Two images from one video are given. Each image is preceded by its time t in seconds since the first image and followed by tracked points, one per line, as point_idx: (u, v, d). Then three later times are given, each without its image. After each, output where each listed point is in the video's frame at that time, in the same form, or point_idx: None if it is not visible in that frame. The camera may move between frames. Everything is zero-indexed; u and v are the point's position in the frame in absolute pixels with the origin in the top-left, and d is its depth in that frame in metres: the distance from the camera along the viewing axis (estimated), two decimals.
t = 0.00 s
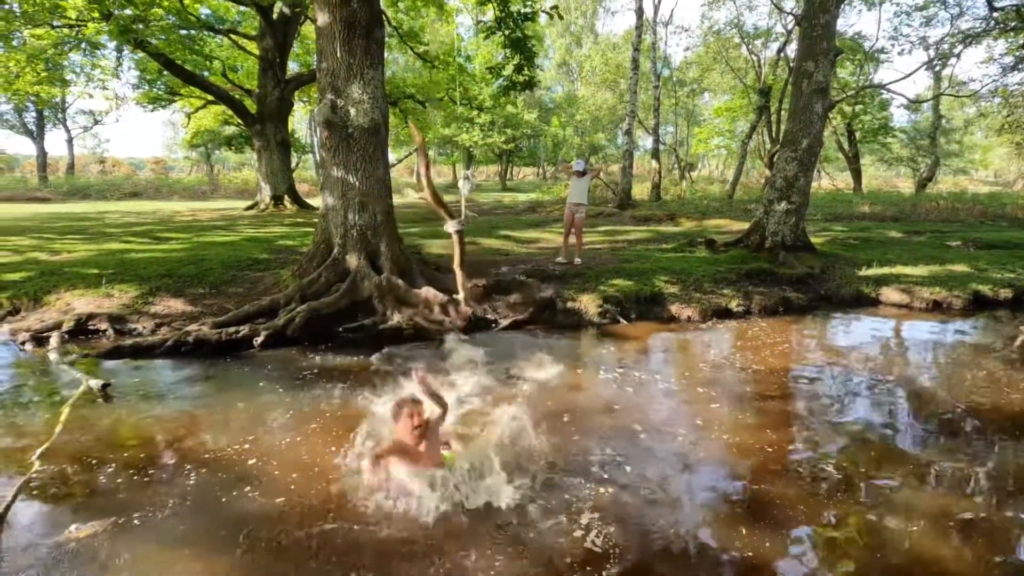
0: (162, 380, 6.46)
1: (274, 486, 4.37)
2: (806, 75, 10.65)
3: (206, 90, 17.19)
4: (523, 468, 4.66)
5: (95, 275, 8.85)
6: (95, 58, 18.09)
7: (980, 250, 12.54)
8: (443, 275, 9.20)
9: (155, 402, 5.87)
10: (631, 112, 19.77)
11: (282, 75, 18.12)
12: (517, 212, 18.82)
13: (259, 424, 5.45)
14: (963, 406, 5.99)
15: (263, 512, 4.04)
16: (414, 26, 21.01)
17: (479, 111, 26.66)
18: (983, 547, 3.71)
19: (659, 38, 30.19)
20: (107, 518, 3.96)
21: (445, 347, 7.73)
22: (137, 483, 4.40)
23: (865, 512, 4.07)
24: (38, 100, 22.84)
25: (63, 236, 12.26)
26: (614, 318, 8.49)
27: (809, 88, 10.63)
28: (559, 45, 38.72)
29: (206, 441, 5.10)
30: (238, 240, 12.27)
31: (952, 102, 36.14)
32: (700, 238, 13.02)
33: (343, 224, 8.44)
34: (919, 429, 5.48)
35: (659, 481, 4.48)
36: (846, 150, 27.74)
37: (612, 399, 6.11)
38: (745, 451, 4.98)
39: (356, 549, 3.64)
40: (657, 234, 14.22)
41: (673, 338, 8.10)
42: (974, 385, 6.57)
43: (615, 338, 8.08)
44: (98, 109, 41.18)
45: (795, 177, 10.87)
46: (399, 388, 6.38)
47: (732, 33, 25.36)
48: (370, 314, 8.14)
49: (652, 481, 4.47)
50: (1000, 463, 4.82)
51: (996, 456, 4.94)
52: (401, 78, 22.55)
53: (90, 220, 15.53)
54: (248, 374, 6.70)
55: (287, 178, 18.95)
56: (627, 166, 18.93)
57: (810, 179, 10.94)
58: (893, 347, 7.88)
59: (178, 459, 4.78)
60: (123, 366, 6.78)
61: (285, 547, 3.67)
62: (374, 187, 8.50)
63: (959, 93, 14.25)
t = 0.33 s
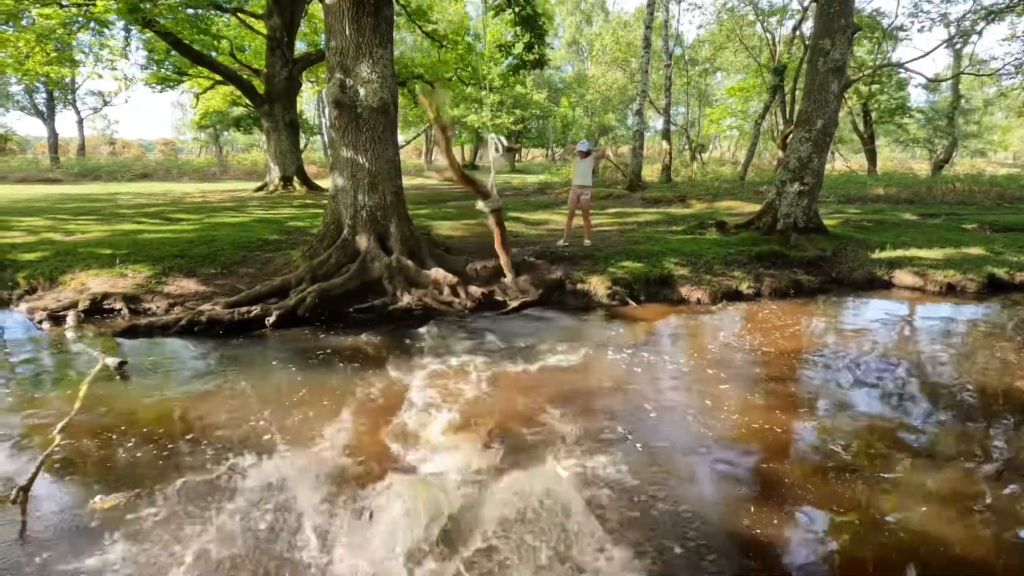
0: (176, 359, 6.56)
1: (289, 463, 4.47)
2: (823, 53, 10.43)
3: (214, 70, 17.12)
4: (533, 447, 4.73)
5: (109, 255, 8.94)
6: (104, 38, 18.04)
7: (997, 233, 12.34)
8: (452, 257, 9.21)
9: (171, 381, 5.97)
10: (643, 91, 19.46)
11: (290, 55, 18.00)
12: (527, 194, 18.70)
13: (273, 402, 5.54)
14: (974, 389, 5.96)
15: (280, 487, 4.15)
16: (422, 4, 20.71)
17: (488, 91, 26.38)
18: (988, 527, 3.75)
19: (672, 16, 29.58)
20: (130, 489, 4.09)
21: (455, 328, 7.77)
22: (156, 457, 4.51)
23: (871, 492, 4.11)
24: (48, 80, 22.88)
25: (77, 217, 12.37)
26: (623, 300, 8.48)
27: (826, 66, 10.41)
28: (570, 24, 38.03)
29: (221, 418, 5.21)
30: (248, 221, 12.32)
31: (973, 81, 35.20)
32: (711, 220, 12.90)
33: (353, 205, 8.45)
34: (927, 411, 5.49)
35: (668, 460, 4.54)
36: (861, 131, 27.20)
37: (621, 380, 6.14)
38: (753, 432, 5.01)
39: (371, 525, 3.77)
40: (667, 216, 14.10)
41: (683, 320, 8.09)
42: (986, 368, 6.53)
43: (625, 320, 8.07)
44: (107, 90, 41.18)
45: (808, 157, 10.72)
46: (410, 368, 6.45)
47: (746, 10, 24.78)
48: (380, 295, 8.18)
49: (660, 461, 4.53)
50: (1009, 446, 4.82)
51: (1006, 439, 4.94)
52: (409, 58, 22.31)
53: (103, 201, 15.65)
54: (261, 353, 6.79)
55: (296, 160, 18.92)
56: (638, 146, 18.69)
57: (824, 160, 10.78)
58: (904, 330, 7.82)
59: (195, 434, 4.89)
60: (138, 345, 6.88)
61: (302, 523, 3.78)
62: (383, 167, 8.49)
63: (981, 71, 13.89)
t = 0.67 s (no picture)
0: (190, 337, 6.65)
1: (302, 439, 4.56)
2: (842, 28, 10.16)
3: (222, 46, 16.99)
4: (541, 425, 4.80)
5: (122, 233, 9.01)
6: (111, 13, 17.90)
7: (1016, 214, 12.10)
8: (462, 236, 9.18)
9: (186, 358, 6.07)
10: (655, 67, 19.07)
11: (297, 31, 17.78)
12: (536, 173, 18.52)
13: (286, 379, 5.63)
14: (985, 372, 5.93)
15: (296, 462, 4.27)
16: None
17: (497, 67, 25.98)
18: (997, 511, 3.74)
19: None
20: (147, 463, 4.22)
21: (465, 307, 7.79)
22: (174, 432, 4.63)
23: (879, 474, 4.12)
24: (57, 57, 22.82)
25: (89, 195, 12.44)
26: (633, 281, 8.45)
27: (844, 41, 10.15)
28: None
29: (234, 395, 5.31)
30: (258, 200, 12.34)
31: (997, 56, 34.09)
32: (722, 200, 12.75)
33: (362, 184, 8.42)
34: (938, 394, 5.45)
35: (675, 439, 4.60)
36: (879, 108, 26.56)
37: (630, 360, 6.16)
38: (763, 412, 5.04)
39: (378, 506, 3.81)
40: (678, 196, 13.94)
41: (692, 302, 8.05)
42: (998, 351, 6.48)
43: (634, 300, 8.04)
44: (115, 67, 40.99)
45: (824, 136, 10.52)
46: (420, 347, 6.50)
47: None
48: (389, 274, 8.19)
49: (668, 440, 4.57)
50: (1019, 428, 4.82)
51: (1015, 421, 4.94)
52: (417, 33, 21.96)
53: (114, 179, 15.75)
54: (273, 332, 6.86)
55: (305, 138, 18.84)
56: (649, 124, 18.38)
57: (841, 139, 10.58)
58: (917, 313, 7.73)
59: (211, 410, 5.00)
60: (152, 323, 6.98)
61: (315, 498, 3.87)
62: (393, 146, 8.45)
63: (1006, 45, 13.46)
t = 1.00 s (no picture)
0: (201, 310, 6.69)
1: (320, 412, 4.64)
2: None
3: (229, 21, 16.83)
4: (552, 399, 4.85)
5: (133, 208, 9.05)
6: None
7: None
8: (471, 212, 9.14)
9: (198, 330, 6.12)
10: (668, 42, 18.68)
11: (304, 5, 17.55)
12: (545, 151, 18.33)
13: (298, 351, 5.69)
14: (1000, 350, 5.89)
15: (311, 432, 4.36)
16: None
17: (507, 44, 25.56)
18: (1009, 487, 3.75)
19: None
20: (163, 430, 4.33)
21: (475, 282, 7.78)
22: (190, 402, 4.71)
23: (893, 451, 4.13)
24: (64, 34, 22.73)
25: (100, 171, 12.49)
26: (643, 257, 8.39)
27: (864, 12, 9.88)
28: None
29: (247, 365, 5.38)
30: (267, 177, 12.31)
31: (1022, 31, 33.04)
32: (734, 177, 12.56)
33: (371, 158, 8.37)
34: (950, 371, 5.42)
35: (685, 413, 4.63)
36: (897, 85, 25.93)
37: (640, 333, 6.15)
38: (774, 386, 5.04)
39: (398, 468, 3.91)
40: (689, 173, 13.76)
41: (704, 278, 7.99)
42: (1014, 330, 6.41)
43: (644, 276, 8.00)
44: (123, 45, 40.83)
45: (840, 111, 10.31)
46: (430, 321, 6.52)
47: None
48: (398, 249, 8.17)
49: (679, 415, 4.61)
50: None
51: None
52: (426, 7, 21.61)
53: (125, 156, 15.78)
54: (284, 306, 6.90)
55: (313, 115, 18.73)
56: (661, 101, 18.09)
57: (857, 114, 10.35)
58: (931, 290, 7.64)
59: (225, 381, 5.08)
60: (164, 296, 7.03)
61: (333, 467, 3.98)
62: (402, 120, 8.38)
63: None
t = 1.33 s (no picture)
0: (212, 289, 6.73)
1: (334, 391, 4.70)
2: None
3: None
4: (561, 379, 4.89)
5: (142, 189, 9.06)
6: None
7: None
8: (481, 193, 9.09)
9: (209, 309, 6.17)
10: (680, 20, 18.32)
11: None
12: (554, 132, 18.12)
13: (309, 331, 5.74)
14: (1014, 333, 5.83)
15: (326, 410, 4.46)
16: None
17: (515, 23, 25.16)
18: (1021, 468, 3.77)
19: None
20: (178, 408, 4.40)
21: (484, 263, 7.76)
22: (206, 379, 4.80)
23: (906, 432, 4.14)
24: (70, 14, 22.57)
25: (109, 152, 12.49)
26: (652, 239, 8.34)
27: None
28: None
29: (260, 344, 5.44)
30: (274, 158, 12.28)
31: None
32: (746, 158, 12.38)
33: (380, 138, 8.33)
34: (963, 353, 5.38)
35: (695, 393, 4.66)
36: (913, 65, 25.36)
37: (651, 313, 6.14)
38: (786, 366, 5.05)
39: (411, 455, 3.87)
40: (699, 155, 13.59)
41: (715, 259, 7.91)
42: None
43: (654, 257, 7.95)
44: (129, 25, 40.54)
45: (855, 90, 10.13)
46: (438, 301, 6.53)
47: None
48: (407, 229, 8.15)
49: (689, 394, 4.63)
50: None
51: None
52: None
53: (133, 137, 15.77)
54: (294, 285, 6.93)
55: (320, 96, 18.59)
56: (671, 82, 17.81)
57: (873, 94, 10.16)
58: (943, 273, 7.55)
59: (239, 358, 5.15)
60: (174, 276, 7.07)
61: (348, 443, 4.07)
62: (412, 98, 8.32)
63: None
